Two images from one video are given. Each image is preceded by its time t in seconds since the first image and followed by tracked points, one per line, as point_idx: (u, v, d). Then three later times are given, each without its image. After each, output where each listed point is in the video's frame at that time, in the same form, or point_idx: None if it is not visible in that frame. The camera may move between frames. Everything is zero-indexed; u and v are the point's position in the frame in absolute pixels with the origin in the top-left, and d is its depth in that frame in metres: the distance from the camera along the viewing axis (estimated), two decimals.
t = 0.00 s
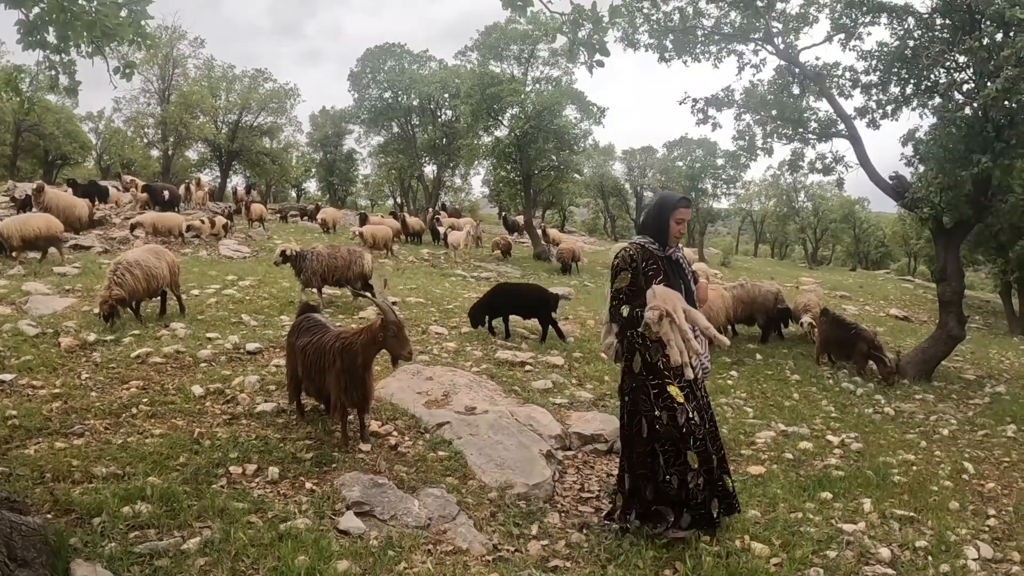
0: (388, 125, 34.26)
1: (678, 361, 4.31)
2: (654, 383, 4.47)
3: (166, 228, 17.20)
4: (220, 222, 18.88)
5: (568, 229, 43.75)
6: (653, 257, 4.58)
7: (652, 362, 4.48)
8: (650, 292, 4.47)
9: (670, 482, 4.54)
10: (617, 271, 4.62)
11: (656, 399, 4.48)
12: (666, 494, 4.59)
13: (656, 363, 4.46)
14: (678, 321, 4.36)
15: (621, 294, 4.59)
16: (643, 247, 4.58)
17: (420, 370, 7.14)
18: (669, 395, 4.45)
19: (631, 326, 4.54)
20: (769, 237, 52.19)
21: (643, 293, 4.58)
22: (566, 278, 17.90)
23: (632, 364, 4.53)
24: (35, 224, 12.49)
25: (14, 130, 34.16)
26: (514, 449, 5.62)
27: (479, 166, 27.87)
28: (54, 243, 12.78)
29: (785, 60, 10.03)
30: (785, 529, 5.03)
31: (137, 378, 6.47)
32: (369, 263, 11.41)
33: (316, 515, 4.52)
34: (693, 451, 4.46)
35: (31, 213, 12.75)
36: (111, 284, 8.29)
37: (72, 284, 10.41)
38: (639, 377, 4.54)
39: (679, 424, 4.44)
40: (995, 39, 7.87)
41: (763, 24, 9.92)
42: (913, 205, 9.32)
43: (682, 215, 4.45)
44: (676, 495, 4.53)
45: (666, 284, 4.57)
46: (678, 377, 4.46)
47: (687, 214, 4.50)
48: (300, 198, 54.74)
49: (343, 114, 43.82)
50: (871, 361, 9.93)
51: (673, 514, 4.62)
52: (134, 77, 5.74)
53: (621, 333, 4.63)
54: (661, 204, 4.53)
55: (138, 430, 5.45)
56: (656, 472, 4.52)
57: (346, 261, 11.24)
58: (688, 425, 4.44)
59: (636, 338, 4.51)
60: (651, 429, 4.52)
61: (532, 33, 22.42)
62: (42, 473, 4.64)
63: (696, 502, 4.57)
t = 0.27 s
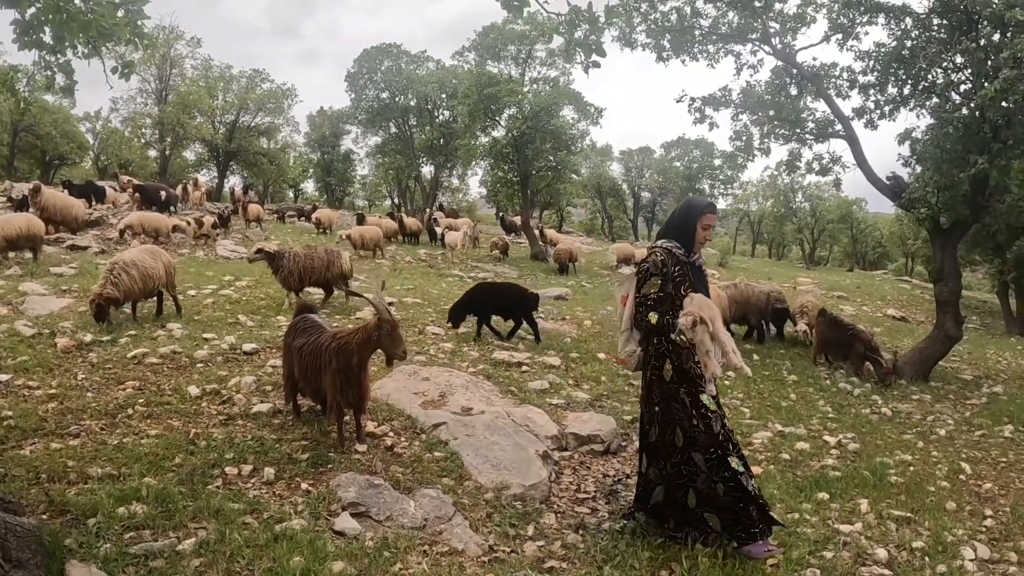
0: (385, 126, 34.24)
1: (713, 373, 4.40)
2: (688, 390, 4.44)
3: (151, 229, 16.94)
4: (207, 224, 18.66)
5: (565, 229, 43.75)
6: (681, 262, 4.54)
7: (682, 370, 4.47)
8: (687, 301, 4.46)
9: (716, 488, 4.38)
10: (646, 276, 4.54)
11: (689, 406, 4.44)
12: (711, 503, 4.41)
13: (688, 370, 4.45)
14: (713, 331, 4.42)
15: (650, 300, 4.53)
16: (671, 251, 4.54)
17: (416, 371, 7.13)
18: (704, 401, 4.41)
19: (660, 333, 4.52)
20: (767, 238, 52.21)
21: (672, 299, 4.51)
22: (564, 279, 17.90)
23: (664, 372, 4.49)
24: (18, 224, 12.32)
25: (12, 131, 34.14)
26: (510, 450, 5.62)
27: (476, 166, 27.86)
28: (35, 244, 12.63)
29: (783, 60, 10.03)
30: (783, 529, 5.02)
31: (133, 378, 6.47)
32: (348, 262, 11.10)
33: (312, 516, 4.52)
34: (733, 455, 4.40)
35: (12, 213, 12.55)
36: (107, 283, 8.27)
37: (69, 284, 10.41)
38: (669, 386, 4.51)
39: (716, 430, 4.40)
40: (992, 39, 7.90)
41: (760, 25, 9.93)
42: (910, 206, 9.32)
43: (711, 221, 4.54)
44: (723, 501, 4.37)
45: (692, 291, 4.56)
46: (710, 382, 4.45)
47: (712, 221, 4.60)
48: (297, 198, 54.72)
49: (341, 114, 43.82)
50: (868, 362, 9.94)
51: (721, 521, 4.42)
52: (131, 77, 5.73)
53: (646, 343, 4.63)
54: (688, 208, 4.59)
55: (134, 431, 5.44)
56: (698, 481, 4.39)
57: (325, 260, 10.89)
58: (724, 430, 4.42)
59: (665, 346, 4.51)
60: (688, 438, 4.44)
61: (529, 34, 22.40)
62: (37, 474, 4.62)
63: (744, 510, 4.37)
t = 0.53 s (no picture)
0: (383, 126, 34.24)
1: (766, 394, 4.14)
2: (730, 413, 4.23)
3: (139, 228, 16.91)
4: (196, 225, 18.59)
5: (564, 229, 43.77)
6: (715, 274, 4.22)
7: (726, 391, 4.23)
8: (729, 321, 4.10)
9: (730, 515, 4.32)
10: (679, 291, 4.21)
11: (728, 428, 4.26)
12: (722, 527, 4.36)
13: (733, 392, 4.22)
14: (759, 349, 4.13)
15: (686, 316, 4.20)
16: (703, 263, 4.23)
17: (415, 372, 7.13)
18: (744, 426, 4.24)
19: (703, 352, 4.21)
20: (765, 238, 52.24)
21: (710, 315, 4.19)
22: (562, 279, 17.90)
23: (705, 391, 4.26)
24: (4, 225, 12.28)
25: (10, 131, 34.16)
26: (508, 450, 5.62)
27: (475, 167, 27.87)
28: (18, 246, 12.60)
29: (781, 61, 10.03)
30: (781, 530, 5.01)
31: (131, 379, 6.47)
32: (327, 261, 11.00)
33: (310, 516, 4.52)
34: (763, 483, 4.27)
35: None
36: (102, 285, 8.26)
37: (68, 284, 10.43)
38: (710, 406, 4.28)
39: (750, 457, 4.25)
40: (990, 39, 7.92)
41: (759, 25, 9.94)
42: (908, 206, 9.33)
43: (742, 227, 4.24)
44: (735, 529, 4.30)
45: (731, 304, 4.23)
46: (753, 406, 4.24)
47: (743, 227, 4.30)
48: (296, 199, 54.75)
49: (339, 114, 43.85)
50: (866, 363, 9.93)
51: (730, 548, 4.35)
52: (129, 79, 5.71)
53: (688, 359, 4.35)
54: (716, 216, 4.30)
55: (132, 432, 5.45)
56: (715, 503, 4.32)
57: (304, 260, 10.78)
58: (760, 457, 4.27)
59: (709, 364, 4.24)
60: (718, 460, 4.29)
61: (527, 34, 22.39)
62: (35, 475, 4.62)
63: (754, 540, 4.30)
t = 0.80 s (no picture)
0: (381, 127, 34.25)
1: (805, 392, 3.96)
2: (753, 414, 4.12)
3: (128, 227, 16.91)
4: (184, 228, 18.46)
5: (561, 230, 43.79)
6: (751, 268, 4.10)
7: (754, 391, 4.12)
8: (767, 315, 4.00)
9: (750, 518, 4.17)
10: (714, 285, 4.12)
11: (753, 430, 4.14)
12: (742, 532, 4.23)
13: (759, 391, 4.09)
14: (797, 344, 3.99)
15: (721, 311, 4.09)
16: (740, 257, 4.14)
17: (413, 372, 7.12)
18: (768, 428, 4.09)
19: (734, 350, 4.10)
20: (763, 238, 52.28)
21: (745, 310, 4.04)
22: (560, 279, 17.91)
23: (731, 390, 4.18)
24: None
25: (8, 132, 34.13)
26: (506, 450, 5.62)
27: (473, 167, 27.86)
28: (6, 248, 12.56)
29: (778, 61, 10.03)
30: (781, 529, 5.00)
31: (130, 380, 6.47)
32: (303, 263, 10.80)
33: (308, 516, 4.52)
34: (790, 489, 4.06)
35: None
36: (96, 286, 8.27)
37: (66, 285, 10.43)
38: (735, 406, 4.20)
39: (775, 462, 4.08)
40: (987, 40, 7.94)
41: (756, 25, 9.95)
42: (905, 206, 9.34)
43: (779, 223, 4.18)
44: (755, 532, 4.17)
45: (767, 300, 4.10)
46: (781, 409, 4.06)
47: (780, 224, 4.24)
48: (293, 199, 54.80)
49: (337, 115, 43.86)
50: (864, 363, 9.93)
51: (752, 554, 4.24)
52: (127, 79, 5.70)
53: (719, 357, 4.25)
54: (753, 212, 4.26)
55: (131, 432, 5.45)
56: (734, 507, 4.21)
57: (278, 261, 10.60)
58: (789, 462, 4.05)
59: (740, 361, 4.12)
60: (740, 462, 4.19)
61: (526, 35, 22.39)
62: (34, 476, 4.62)
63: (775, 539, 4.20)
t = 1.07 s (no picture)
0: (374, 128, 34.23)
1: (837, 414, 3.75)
2: (783, 443, 3.98)
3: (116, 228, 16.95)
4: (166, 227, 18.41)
5: (554, 231, 43.83)
6: (785, 292, 4.01)
7: (784, 418, 3.98)
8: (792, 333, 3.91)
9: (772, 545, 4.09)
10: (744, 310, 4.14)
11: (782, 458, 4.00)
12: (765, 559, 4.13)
13: (789, 420, 3.95)
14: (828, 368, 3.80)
15: (752, 336, 4.08)
16: (772, 281, 4.07)
17: (407, 373, 7.13)
18: (796, 458, 3.93)
19: (767, 373, 4.03)
20: (755, 240, 52.42)
21: (779, 335, 3.99)
22: (553, 281, 17.94)
23: (762, 417, 4.08)
24: None
25: None
26: (500, 451, 5.64)
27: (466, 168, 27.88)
28: None
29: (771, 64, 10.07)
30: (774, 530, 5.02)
31: (124, 381, 6.46)
32: (278, 264, 10.67)
33: (304, 518, 4.52)
34: (820, 521, 3.88)
35: None
36: (86, 287, 8.22)
37: (59, 286, 10.39)
38: (767, 433, 4.08)
39: (803, 493, 3.93)
40: (979, 43, 7.99)
41: (748, 28, 9.99)
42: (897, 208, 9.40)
43: (812, 240, 3.93)
44: (775, 561, 4.07)
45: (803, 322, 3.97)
46: (812, 439, 3.89)
47: (817, 240, 3.97)
48: (285, 200, 54.68)
49: (330, 116, 43.86)
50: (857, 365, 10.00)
51: (762, 572, 4.12)
52: (121, 79, 5.68)
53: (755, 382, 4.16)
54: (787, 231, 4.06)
55: (126, 433, 5.44)
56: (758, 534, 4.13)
57: (251, 261, 10.43)
58: (819, 494, 3.88)
59: (772, 387, 4.02)
60: (768, 490, 4.09)
61: (519, 36, 22.43)
62: (28, 477, 4.60)
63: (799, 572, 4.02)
